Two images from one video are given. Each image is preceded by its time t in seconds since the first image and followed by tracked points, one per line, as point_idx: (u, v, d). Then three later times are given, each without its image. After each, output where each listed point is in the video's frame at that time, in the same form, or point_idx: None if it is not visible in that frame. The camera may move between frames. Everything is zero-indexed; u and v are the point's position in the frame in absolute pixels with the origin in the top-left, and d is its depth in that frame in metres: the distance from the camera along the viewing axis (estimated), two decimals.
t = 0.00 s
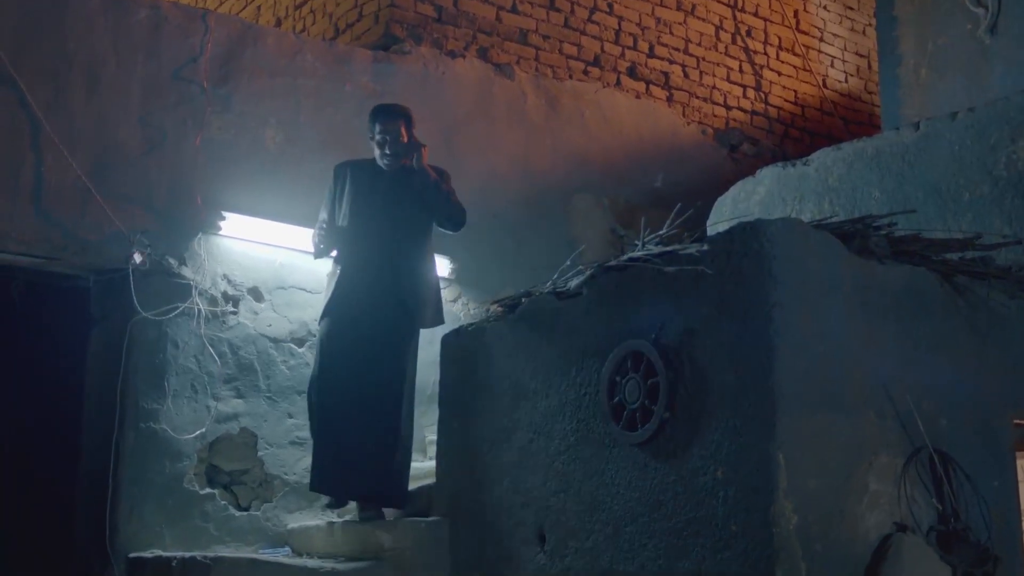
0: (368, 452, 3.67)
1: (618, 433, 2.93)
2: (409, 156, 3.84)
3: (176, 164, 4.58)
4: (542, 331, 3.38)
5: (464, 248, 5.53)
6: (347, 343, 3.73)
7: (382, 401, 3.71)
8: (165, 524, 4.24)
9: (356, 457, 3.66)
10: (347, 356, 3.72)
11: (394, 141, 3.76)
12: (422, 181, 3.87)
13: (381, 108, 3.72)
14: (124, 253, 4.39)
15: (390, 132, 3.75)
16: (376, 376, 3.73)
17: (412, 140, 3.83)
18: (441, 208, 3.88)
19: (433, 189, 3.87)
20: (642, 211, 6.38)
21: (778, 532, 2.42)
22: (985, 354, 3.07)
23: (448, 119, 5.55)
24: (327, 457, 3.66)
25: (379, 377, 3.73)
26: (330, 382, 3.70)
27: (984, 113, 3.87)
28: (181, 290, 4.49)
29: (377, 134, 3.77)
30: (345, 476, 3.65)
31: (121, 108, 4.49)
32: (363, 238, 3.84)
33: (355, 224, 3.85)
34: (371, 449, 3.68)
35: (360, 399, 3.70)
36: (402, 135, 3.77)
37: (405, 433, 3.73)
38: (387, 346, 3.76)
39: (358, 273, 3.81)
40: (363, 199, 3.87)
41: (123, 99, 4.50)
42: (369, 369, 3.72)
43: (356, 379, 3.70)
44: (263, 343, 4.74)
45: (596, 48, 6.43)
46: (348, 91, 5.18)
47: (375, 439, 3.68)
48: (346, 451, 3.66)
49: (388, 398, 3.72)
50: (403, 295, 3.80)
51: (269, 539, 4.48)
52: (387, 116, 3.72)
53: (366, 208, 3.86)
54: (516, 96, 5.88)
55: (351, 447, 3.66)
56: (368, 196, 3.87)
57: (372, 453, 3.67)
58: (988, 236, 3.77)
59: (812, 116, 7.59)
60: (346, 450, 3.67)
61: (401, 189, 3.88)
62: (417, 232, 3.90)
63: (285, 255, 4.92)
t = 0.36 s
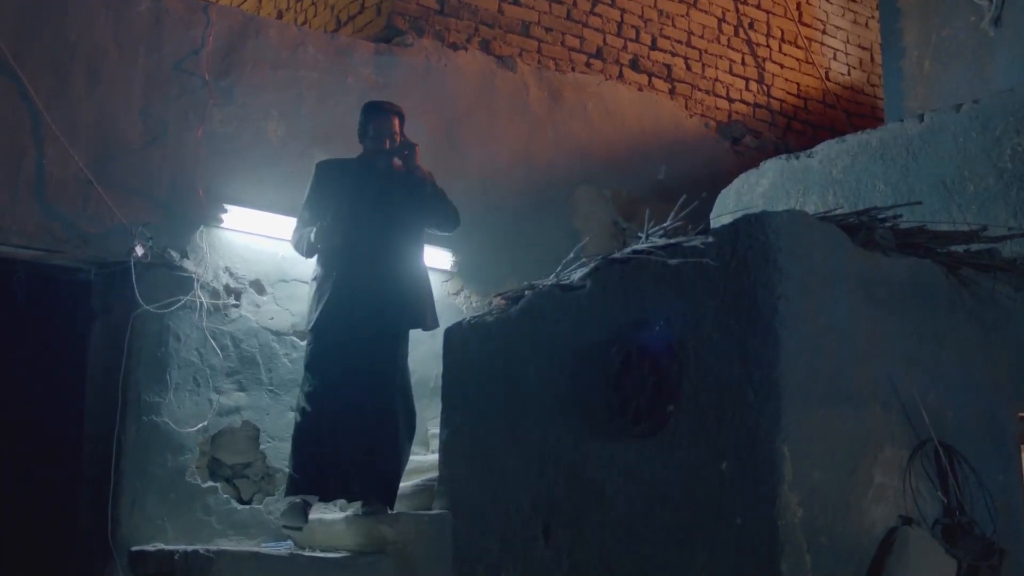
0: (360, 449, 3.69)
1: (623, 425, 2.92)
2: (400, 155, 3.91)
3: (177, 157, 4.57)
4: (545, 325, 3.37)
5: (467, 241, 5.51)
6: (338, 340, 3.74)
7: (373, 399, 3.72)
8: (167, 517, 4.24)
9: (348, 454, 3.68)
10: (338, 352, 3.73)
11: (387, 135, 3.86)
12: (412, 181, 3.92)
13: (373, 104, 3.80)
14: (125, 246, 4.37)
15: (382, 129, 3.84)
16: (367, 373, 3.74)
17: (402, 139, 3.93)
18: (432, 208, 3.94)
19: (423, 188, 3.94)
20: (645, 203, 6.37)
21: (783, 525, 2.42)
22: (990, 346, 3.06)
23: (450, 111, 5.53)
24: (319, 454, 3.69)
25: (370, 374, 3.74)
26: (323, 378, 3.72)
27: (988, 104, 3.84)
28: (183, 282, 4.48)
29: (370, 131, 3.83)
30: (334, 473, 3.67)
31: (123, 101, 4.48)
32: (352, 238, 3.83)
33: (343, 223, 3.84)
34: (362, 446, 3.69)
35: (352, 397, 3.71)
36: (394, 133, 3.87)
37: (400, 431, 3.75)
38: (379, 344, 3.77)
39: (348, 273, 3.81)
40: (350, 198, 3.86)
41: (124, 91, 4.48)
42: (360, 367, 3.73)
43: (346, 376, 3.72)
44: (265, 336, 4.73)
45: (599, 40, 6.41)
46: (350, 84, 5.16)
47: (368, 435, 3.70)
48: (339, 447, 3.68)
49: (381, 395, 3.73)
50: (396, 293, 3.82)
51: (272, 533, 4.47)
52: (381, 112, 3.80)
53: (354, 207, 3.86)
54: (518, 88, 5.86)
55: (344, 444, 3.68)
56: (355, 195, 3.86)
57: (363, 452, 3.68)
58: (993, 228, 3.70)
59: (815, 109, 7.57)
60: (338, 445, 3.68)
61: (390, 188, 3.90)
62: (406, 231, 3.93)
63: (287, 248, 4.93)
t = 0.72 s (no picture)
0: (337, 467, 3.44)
1: (626, 419, 2.91)
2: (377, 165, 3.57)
3: (178, 149, 4.55)
4: (548, 317, 3.37)
5: (469, 234, 5.49)
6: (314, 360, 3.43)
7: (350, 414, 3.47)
8: (168, 512, 4.22)
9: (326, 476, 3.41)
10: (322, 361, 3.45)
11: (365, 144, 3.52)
12: (388, 192, 3.60)
13: (353, 109, 3.48)
14: (126, 239, 4.36)
15: (361, 135, 3.50)
16: (344, 386, 3.47)
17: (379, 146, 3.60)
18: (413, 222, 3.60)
19: (402, 200, 3.60)
20: (647, 196, 6.35)
21: (788, 518, 2.40)
22: (995, 339, 3.05)
23: (452, 104, 5.52)
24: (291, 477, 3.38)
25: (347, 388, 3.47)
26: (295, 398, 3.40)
27: (993, 95, 3.81)
28: (184, 275, 4.47)
29: (346, 139, 3.50)
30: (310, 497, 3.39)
31: (123, 93, 4.46)
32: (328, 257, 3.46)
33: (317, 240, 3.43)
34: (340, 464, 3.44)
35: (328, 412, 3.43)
36: (373, 140, 3.55)
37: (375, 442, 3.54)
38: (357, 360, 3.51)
39: (324, 294, 3.46)
40: (323, 213, 3.47)
41: (124, 84, 4.47)
42: (339, 384, 3.46)
43: (323, 397, 3.42)
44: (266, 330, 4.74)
45: (600, 32, 6.39)
46: (351, 76, 5.15)
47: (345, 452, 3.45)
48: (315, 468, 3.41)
49: (359, 408, 3.50)
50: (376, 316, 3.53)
51: (274, 527, 4.47)
52: (360, 119, 3.47)
53: (327, 222, 3.48)
54: (520, 81, 5.84)
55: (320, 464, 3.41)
56: (329, 209, 3.48)
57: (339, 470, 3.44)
58: (997, 220, 3.69)
59: (816, 102, 7.54)
60: (313, 467, 3.40)
61: (364, 200, 3.57)
62: (381, 246, 3.59)
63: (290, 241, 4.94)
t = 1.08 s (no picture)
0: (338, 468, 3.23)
1: (628, 413, 2.91)
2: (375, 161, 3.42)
3: (179, 142, 4.54)
4: (551, 310, 3.36)
5: (471, 228, 5.50)
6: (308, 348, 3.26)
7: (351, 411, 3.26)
8: (170, 505, 4.23)
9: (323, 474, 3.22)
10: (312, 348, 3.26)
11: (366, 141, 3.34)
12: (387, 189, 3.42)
13: (357, 102, 3.30)
14: (127, 232, 4.35)
15: (362, 131, 3.33)
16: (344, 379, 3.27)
17: (379, 145, 3.44)
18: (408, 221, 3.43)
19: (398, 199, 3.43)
20: (648, 190, 6.34)
21: (792, 512, 2.40)
22: (1000, 332, 3.05)
23: (453, 96, 5.49)
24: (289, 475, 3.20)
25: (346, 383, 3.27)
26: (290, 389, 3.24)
27: (997, 88, 3.80)
28: (186, 268, 4.46)
29: (347, 133, 3.31)
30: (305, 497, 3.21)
31: (124, 86, 4.45)
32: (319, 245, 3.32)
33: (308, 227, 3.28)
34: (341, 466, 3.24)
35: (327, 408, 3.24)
36: (374, 137, 3.37)
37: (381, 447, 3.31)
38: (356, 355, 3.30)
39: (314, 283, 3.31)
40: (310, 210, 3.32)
41: (126, 76, 4.46)
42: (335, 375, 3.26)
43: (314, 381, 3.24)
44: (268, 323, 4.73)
45: (602, 25, 6.37)
46: (353, 69, 5.14)
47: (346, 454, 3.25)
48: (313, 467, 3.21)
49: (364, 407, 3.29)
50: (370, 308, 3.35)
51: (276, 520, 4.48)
52: (362, 114, 3.30)
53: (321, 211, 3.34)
54: (522, 73, 5.82)
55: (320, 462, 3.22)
56: (324, 197, 3.34)
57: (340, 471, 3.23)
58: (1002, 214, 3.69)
59: (818, 95, 7.52)
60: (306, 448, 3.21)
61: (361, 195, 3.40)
62: (375, 244, 3.42)
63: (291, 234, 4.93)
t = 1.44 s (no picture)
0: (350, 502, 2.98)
1: (630, 406, 2.90)
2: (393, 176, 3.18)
3: (179, 136, 4.53)
4: (552, 303, 3.35)
5: (473, 222, 5.48)
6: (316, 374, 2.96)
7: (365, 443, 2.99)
8: (170, 499, 4.22)
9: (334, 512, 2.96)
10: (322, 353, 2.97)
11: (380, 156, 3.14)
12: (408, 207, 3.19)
13: (370, 117, 3.12)
14: (127, 226, 4.33)
15: (376, 146, 3.13)
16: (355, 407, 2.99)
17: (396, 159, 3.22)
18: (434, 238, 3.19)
19: (422, 218, 3.19)
20: (649, 183, 6.32)
21: (795, 506, 2.39)
22: (1002, 326, 3.04)
23: (453, 90, 5.48)
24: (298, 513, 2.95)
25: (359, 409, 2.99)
26: (294, 410, 2.95)
27: (1000, 81, 3.79)
28: (185, 262, 4.45)
29: (360, 147, 3.12)
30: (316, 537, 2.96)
31: (123, 79, 4.43)
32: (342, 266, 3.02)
33: (329, 249, 3.00)
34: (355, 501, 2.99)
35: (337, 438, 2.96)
36: (389, 151, 3.18)
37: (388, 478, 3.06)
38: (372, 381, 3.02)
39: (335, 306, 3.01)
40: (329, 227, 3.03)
41: (125, 69, 4.44)
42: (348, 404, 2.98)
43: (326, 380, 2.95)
44: (268, 317, 4.72)
45: (603, 19, 6.35)
46: (353, 62, 5.12)
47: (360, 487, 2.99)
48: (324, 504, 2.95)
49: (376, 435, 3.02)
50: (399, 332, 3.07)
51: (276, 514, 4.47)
52: (376, 128, 3.11)
53: (341, 230, 3.05)
54: (522, 67, 5.80)
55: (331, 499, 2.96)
56: (344, 215, 3.06)
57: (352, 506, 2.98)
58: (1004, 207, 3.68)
59: (819, 89, 7.50)
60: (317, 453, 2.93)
61: (382, 212, 3.14)
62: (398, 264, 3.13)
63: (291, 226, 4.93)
